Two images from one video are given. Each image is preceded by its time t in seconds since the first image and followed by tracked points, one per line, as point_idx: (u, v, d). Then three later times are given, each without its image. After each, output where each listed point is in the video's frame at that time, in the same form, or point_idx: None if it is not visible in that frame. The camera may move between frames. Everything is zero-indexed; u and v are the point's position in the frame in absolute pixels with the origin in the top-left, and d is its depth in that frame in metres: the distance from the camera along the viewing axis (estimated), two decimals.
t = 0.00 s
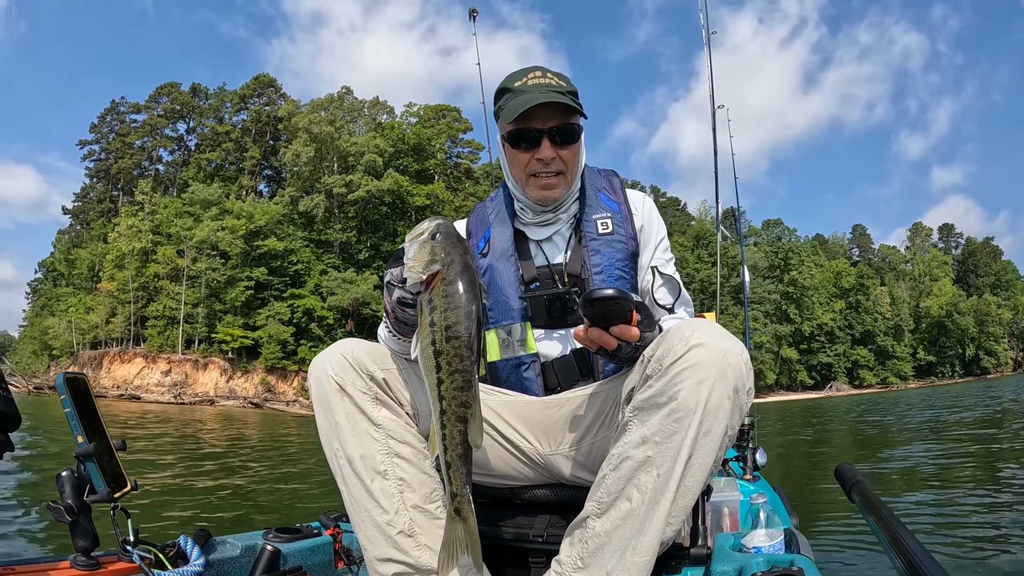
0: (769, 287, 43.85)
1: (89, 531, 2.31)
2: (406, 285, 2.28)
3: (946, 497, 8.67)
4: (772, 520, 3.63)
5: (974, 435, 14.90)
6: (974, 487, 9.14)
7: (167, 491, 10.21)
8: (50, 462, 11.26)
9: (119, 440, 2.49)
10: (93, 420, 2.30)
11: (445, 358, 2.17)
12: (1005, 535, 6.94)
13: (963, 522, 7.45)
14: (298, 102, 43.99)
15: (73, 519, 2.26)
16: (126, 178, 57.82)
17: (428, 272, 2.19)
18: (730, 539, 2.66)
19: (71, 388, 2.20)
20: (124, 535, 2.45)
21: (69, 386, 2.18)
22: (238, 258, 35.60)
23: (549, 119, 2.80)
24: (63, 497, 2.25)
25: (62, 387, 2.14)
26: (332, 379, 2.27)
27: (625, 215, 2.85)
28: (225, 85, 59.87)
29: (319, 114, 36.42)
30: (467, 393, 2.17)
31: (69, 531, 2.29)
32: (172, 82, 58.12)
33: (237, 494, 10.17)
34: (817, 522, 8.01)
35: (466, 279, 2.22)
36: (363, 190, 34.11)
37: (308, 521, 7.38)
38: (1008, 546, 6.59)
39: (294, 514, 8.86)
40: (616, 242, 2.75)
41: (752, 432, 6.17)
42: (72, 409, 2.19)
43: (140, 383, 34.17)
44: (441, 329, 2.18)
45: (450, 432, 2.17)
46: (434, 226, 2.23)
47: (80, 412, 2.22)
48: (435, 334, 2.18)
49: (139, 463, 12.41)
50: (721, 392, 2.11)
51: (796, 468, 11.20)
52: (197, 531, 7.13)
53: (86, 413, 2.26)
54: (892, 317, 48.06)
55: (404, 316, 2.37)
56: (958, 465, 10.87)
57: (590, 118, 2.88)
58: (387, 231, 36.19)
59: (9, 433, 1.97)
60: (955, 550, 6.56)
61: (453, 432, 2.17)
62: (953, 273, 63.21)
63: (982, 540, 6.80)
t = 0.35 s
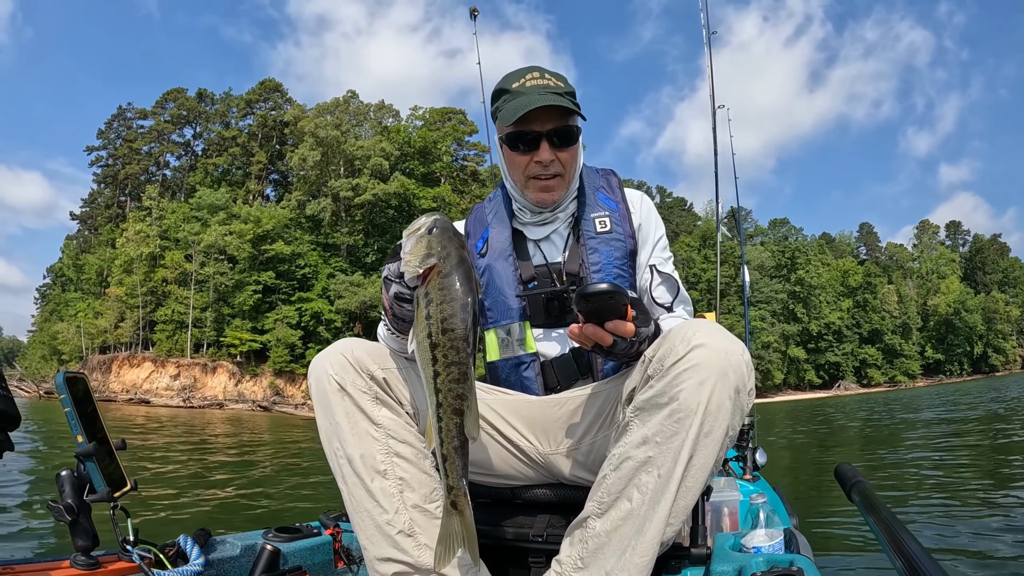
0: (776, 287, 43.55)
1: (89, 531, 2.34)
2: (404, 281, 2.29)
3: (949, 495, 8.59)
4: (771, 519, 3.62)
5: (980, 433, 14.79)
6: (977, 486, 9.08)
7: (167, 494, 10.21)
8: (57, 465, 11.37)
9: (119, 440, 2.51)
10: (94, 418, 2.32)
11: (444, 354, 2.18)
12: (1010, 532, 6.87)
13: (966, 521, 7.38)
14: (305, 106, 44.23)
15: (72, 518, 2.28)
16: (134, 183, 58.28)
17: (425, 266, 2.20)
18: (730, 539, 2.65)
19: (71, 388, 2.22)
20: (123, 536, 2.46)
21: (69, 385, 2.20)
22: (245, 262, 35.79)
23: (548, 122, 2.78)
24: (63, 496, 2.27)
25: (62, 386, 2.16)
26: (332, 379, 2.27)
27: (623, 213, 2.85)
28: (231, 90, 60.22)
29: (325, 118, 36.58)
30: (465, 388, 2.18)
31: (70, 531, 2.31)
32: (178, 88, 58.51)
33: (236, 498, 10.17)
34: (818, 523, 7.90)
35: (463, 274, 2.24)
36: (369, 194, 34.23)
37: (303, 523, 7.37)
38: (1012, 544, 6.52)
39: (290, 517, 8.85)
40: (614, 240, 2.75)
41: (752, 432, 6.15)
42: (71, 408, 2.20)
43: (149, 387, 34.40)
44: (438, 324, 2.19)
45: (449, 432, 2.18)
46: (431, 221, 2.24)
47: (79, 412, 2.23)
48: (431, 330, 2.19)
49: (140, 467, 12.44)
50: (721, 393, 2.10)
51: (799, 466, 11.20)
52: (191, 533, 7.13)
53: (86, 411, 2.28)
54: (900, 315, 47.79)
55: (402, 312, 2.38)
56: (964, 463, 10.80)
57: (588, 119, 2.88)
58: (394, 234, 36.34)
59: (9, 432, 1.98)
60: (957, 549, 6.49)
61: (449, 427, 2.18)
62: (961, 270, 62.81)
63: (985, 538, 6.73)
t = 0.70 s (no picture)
0: (782, 287, 43.27)
1: (89, 531, 2.35)
2: (407, 282, 2.29)
3: (951, 496, 8.53)
4: (771, 518, 3.62)
5: (985, 434, 14.71)
6: (981, 487, 9.02)
7: (168, 493, 10.23)
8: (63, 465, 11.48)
9: (120, 440, 2.52)
10: (94, 420, 2.33)
11: (446, 357, 2.19)
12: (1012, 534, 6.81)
13: (968, 522, 7.33)
14: (311, 106, 44.39)
15: (72, 518, 2.30)
16: (141, 183, 58.66)
17: (428, 269, 2.21)
18: (730, 539, 2.65)
19: (71, 388, 2.23)
20: (124, 535, 2.48)
21: (69, 385, 2.22)
22: (253, 262, 35.96)
23: (557, 126, 2.76)
24: (63, 496, 2.29)
25: (62, 386, 2.17)
26: (334, 379, 2.28)
27: (627, 214, 2.85)
28: (238, 91, 60.49)
29: (331, 118, 36.68)
30: (466, 390, 2.19)
31: (70, 531, 2.33)
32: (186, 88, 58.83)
33: (236, 497, 10.17)
34: (816, 525, 7.85)
35: (466, 277, 2.24)
36: (376, 194, 34.32)
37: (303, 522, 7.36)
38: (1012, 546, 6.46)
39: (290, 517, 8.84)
40: (618, 242, 2.76)
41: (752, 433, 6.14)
42: (72, 409, 2.22)
43: (157, 386, 34.60)
44: (441, 328, 2.20)
45: (450, 434, 2.18)
46: (435, 224, 2.25)
47: (79, 414, 2.25)
48: (433, 331, 2.20)
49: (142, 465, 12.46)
50: (724, 394, 2.07)
51: (802, 467, 11.18)
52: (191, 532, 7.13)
53: (87, 411, 2.29)
54: (907, 315, 47.48)
55: (404, 314, 2.38)
56: (969, 464, 10.72)
57: (595, 124, 2.87)
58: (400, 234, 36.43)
59: (10, 432, 2.01)
60: (957, 550, 6.44)
61: (449, 430, 2.18)
62: (968, 271, 62.38)
63: (984, 540, 6.68)
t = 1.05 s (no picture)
0: (787, 285, 43.00)
1: (89, 531, 2.37)
2: (399, 282, 2.30)
3: (951, 494, 8.49)
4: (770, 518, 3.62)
5: (990, 432, 14.64)
6: (985, 485, 8.99)
7: (170, 494, 10.22)
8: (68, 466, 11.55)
9: (119, 441, 2.54)
10: (94, 420, 2.35)
11: (439, 358, 2.19)
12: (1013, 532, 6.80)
13: (973, 520, 7.30)
14: (316, 107, 44.55)
15: (73, 518, 2.32)
16: (147, 185, 58.96)
17: (420, 269, 2.22)
18: (730, 538, 2.64)
19: (71, 389, 2.25)
20: (123, 535, 2.50)
21: (69, 385, 2.24)
22: (259, 263, 36.09)
23: (549, 131, 2.75)
24: (63, 496, 2.31)
25: (61, 386, 2.19)
26: (331, 380, 2.29)
27: (623, 214, 2.85)
28: (243, 92, 60.71)
29: (336, 119, 36.79)
30: (455, 388, 2.19)
31: (70, 531, 2.35)
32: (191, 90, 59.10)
33: (237, 497, 10.17)
34: (816, 524, 7.80)
35: (456, 276, 2.25)
36: (381, 194, 34.40)
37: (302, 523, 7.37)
38: (1007, 543, 6.47)
39: (292, 517, 8.85)
40: (614, 241, 2.76)
41: (753, 432, 6.13)
42: (72, 409, 2.24)
43: (164, 386, 34.73)
44: (430, 326, 2.20)
45: (445, 436, 2.18)
46: (426, 224, 2.26)
47: (79, 414, 2.27)
48: (426, 333, 2.20)
49: (146, 465, 12.49)
50: (722, 393, 2.06)
51: (805, 466, 11.14)
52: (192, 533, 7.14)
53: (86, 412, 2.31)
54: (912, 313, 47.22)
55: (400, 314, 2.38)
56: (974, 462, 10.69)
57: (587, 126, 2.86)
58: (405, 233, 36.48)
59: (9, 433, 2.03)
60: (958, 548, 6.43)
61: (445, 430, 2.18)
62: (974, 268, 62.02)
63: (982, 537, 6.68)
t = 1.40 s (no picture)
0: (793, 284, 42.77)
1: (89, 531, 2.38)
2: (399, 282, 2.29)
3: (955, 494, 8.46)
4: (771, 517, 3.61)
5: (995, 432, 14.59)
6: (990, 483, 8.98)
7: (174, 492, 10.27)
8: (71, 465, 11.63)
9: (120, 441, 2.56)
10: (94, 420, 2.37)
11: (434, 355, 2.20)
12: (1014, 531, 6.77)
13: (978, 519, 7.29)
14: (322, 107, 44.72)
15: (72, 519, 2.33)
16: (154, 185, 59.30)
17: (418, 269, 2.22)
18: (731, 538, 2.65)
19: (72, 389, 2.27)
20: (123, 536, 2.52)
21: (69, 385, 2.25)
22: (265, 262, 36.27)
23: (530, 114, 2.79)
24: (64, 496, 2.33)
25: (61, 386, 2.21)
26: (332, 379, 2.30)
27: (623, 214, 2.84)
28: (249, 92, 60.95)
29: (342, 119, 36.93)
30: (455, 390, 2.20)
31: (70, 531, 2.36)
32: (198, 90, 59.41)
33: (238, 496, 10.21)
34: (817, 523, 7.81)
35: (455, 275, 2.25)
36: (387, 194, 34.51)
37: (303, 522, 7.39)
38: (1006, 542, 6.47)
39: (293, 516, 8.86)
40: (614, 242, 2.75)
41: (754, 432, 6.12)
42: (72, 409, 2.26)
43: (171, 385, 34.87)
44: (430, 326, 2.21)
45: (444, 437, 2.19)
46: (425, 222, 2.25)
47: (78, 411, 2.28)
48: (423, 332, 2.20)
49: (149, 464, 12.54)
50: (722, 393, 2.06)
51: (808, 465, 11.16)
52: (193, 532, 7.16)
53: (87, 411, 2.33)
54: (918, 312, 46.97)
55: (398, 314, 2.39)
56: (979, 461, 10.68)
57: (576, 114, 2.83)
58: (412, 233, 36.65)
59: (10, 433, 2.05)
60: (959, 545, 6.44)
61: (440, 430, 2.19)
62: (981, 266, 61.65)
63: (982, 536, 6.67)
